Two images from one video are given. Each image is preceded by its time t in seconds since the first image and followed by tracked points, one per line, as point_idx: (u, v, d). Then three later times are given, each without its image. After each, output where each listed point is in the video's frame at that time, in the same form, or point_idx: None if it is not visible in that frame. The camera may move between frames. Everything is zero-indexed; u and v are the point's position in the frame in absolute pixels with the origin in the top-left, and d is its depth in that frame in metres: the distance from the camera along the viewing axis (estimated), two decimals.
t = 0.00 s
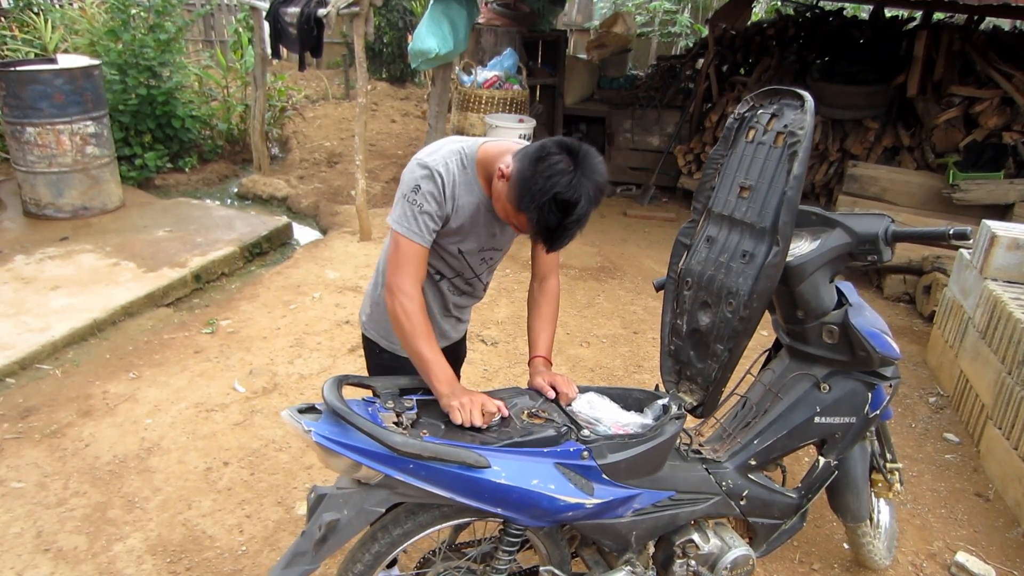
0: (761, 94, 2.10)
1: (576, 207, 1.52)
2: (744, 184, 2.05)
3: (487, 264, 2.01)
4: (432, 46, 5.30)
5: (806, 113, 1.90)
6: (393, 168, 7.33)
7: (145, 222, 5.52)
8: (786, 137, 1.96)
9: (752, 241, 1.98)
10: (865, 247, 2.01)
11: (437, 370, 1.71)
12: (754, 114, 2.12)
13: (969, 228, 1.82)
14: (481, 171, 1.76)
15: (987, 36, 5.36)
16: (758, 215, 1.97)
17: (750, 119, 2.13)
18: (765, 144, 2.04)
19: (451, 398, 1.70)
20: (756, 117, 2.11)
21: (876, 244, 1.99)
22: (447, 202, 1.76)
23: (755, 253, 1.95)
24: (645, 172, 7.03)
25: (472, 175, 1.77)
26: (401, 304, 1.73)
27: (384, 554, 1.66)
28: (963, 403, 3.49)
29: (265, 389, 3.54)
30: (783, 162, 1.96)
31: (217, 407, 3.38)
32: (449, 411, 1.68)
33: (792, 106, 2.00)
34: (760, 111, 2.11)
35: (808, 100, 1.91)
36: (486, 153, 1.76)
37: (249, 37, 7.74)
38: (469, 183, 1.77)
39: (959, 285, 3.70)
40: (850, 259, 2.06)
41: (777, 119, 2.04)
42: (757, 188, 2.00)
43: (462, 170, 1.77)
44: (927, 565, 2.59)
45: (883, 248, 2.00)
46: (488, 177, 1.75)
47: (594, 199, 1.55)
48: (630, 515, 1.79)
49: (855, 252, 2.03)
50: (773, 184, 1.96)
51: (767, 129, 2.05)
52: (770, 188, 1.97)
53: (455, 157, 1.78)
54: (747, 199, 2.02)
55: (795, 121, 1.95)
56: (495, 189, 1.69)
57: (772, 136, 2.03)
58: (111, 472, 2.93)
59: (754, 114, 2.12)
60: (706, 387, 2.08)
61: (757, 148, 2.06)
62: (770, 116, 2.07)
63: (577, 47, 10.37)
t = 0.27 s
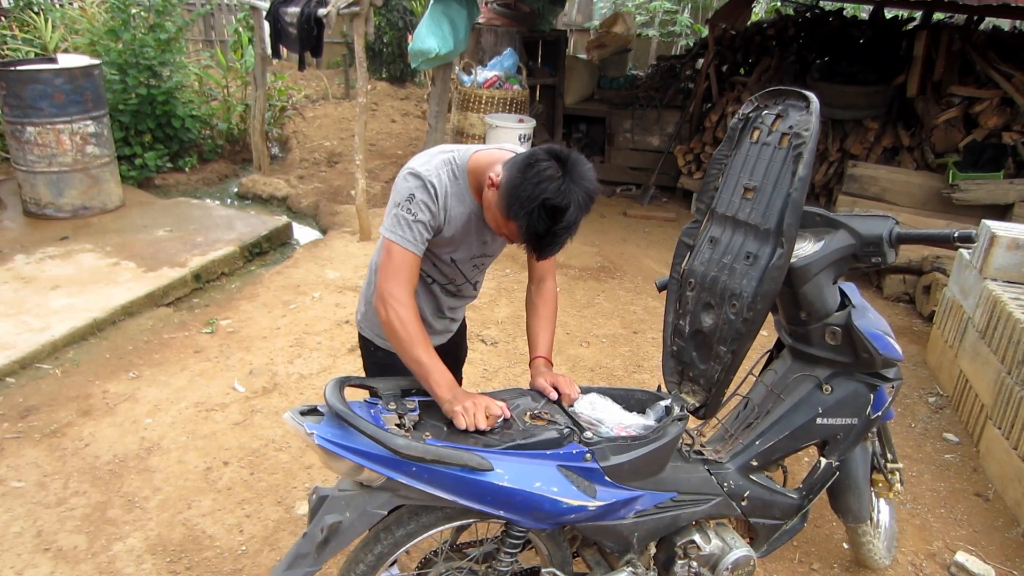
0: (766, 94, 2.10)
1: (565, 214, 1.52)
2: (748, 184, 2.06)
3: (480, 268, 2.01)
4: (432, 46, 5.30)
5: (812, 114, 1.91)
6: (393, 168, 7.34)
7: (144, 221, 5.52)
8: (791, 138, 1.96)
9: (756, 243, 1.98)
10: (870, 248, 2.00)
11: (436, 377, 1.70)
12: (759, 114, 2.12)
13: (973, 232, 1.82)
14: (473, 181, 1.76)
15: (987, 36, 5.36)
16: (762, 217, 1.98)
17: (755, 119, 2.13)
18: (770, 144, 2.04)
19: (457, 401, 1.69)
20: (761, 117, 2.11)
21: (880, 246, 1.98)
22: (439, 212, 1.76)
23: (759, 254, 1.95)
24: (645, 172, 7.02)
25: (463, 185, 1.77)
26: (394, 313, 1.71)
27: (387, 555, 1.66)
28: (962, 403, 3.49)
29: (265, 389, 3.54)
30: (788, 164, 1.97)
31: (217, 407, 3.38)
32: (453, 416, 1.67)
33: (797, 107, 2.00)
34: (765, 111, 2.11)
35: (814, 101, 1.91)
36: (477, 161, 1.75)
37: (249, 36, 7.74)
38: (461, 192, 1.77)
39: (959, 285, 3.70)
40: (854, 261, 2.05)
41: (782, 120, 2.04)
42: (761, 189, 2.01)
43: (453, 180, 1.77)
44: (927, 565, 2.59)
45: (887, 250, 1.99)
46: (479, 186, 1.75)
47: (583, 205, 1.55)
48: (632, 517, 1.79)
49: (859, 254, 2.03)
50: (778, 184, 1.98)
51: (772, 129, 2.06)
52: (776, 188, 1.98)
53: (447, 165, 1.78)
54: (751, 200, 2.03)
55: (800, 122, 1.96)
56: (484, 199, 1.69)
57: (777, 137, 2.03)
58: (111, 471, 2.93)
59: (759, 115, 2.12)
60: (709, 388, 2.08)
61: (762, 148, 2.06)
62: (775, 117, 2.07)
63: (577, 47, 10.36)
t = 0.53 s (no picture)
0: (783, 95, 2.08)
1: (560, 219, 1.52)
2: (761, 188, 2.05)
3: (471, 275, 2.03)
4: (432, 46, 5.29)
5: (830, 120, 1.89)
6: (393, 167, 7.34)
7: (144, 221, 5.52)
8: (808, 143, 1.94)
9: (768, 249, 1.98)
10: (883, 255, 2.01)
11: (439, 387, 1.67)
12: (775, 116, 2.10)
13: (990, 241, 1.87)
14: (464, 190, 1.78)
15: (986, 36, 5.37)
16: (775, 222, 1.97)
17: (771, 120, 2.11)
18: (785, 148, 2.03)
19: (463, 410, 1.67)
20: (776, 119, 2.09)
21: (894, 253, 1.99)
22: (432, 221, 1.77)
23: (771, 260, 1.95)
24: (644, 172, 7.02)
25: (455, 194, 1.79)
26: (392, 322, 1.67)
27: (391, 560, 1.66)
28: (962, 402, 3.49)
29: (265, 389, 3.54)
30: (803, 169, 1.95)
31: (217, 407, 3.38)
32: (460, 426, 1.65)
33: (815, 110, 1.98)
34: (781, 113, 2.09)
35: (833, 106, 1.89)
36: (469, 171, 1.77)
37: (248, 36, 7.75)
38: (452, 200, 1.79)
39: (959, 284, 3.70)
40: (867, 266, 2.05)
41: (798, 123, 2.02)
42: (775, 194, 1.99)
43: (444, 191, 1.79)
44: (927, 564, 2.59)
45: (901, 257, 1.99)
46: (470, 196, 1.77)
47: (577, 210, 1.55)
48: (637, 523, 1.80)
49: (872, 260, 2.03)
50: (793, 189, 1.95)
51: (787, 132, 2.04)
52: (790, 193, 1.96)
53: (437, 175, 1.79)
54: (764, 205, 2.02)
55: (818, 127, 1.93)
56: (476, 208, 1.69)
57: (792, 140, 2.01)
58: (111, 472, 2.93)
59: (775, 116, 2.11)
60: (717, 394, 2.08)
61: (777, 151, 2.05)
62: (791, 120, 2.05)
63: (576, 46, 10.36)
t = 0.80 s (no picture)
0: (779, 94, 2.08)
1: (595, 201, 1.55)
2: (757, 187, 2.05)
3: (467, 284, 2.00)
4: (431, 45, 5.29)
5: (825, 117, 1.88)
6: (392, 167, 7.33)
7: (144, 221, 5.52)
8: (803, 141, 1.94)
9: (764, 247, 1.98)
10: (880, 252, 1.99)
11: (450, 400, 1.60)
12: (770, 115, 2.11)
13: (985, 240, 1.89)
14: (470, 202, 1.76)
15: (986, 35, 5.38)
16: (772, 220, 1.98)
17: (766, 119, 2.12)
18: (781, 146, 2.02)
19: (474, 427, 1.63)
20: (772, 117, 2.10)
21: (891, 250, 1.97)
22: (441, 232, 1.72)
23: (768, 258, 1.95)
24: (643, 172, 7.02)
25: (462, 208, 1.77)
26: (407, 330, 1.55)
27: (388, 559, 1.66)
28: (961, 402, 3.49)
29: (265, 389, 3.54)
30: (799, 167, 1.95)
31: (217, 407, 3.37)
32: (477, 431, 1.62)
33: (810, 108, 1.98)
34: (776, 111, 2.09)
35: (828, 104, 1.88)
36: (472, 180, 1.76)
37: (247, 36, 7.74)
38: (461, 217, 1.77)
39: (959, 284, 3.70)
40: (863, 264, 2.04)
41: (794, 121, 2.02)
42: (771, 192, 2.00)
43: (452, 205, 1.76)
44: (927, 564, 2.59)
45: (897, 254, 1.98)
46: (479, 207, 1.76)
47: (604, 189, 1.59)
48: (634, 520, 1.80)
49: (868, 258, 2.02)
50: (789, 187, 1.96)
51: (783, 131, 2.04)
52: (786, 191, 1.97)
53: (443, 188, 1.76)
54: (761, 203, 2.03)
55: (813, 125, 1.93)
56: (490, 214, 1.67)
57: (788, 138, 2.01)
58: (110, 472, 2.93)
59: (770, 115, 2.11)
60: (714, 392, 2.07)
61: (772, 150, 2.05)
62: (787, 118, 2.05)
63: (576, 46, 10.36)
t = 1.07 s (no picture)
0: (757, 91, 2.08)
1: (610, 132, 1.71)
2: (739, 181, 2.04)
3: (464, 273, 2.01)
4: (430, 45, 5.29)
5: (801, 111, 1.89)
6: (392, 167, 7.33)
7: (143, 222, 5.52)
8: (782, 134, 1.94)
9: (747, 238, 1.97)
10: (860, 243, 1.98)
11: (457, 381, 1.59)
12: (750, 111, 2.10)
13: (962, 223, 1.81)
14: (473, 182, 1.77)
15: (986, 34, 5.39)
16: (754, 211, 1.96)
17: (746, 116, 2.11)
18: (761, 141, 2.02)
19: (479, 407, 1.63)
20: (752, 113, 2.09)
21: (871, 240, 1.96)
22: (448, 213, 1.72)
23: (750, 249, 1.95)
24: (643, 171, 7.02)
25: (464, 188, 1.78)
26: (420, 307, 1.53)
27: (382, 551, 1.65)
28: (961, 400, 3.49)
29: (265, 389, 3.53)
30: (779, 159, 1.94)
31: (216, 407, 3.37)
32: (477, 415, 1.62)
33: (788, 102, 1.97)
34: (755, 107, 2.09)
35: (804, 98, 1.89)
36: (472, 162, 1.77)
37: (246, 36, 7.73)
38: (462, 197, 1.78)
39: (959, 282, 3.70)
40: (847, 254, 2.03)
41: (773, 115, 2.02)
42: (752, 185, 1.98)
43: (456, 185, 1.76)
44: (927, 563, 2.59)
45: (878, 244, 1.96)
46: (486, 187, 1.77)
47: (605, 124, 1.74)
48: (627, 511, 1.79)
49: (851, 248, 2.00)
50: (769, 179, 1.95)
51: (763, 125, 2.04)
52: (767, 183, 1.95)
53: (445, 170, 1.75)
54: (743, 195, 2.01)
55: (790, 118, 1.93)
56: (511, 191, 1.73)
57: (767, 133, 2.01)
58: (110, 472, 2.93)
59: (750, 111, 2.10)
60: (704, 382, 2.07)
61: (753, 145, 2.04)
62: (766, 113, 2.04)
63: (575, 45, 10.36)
